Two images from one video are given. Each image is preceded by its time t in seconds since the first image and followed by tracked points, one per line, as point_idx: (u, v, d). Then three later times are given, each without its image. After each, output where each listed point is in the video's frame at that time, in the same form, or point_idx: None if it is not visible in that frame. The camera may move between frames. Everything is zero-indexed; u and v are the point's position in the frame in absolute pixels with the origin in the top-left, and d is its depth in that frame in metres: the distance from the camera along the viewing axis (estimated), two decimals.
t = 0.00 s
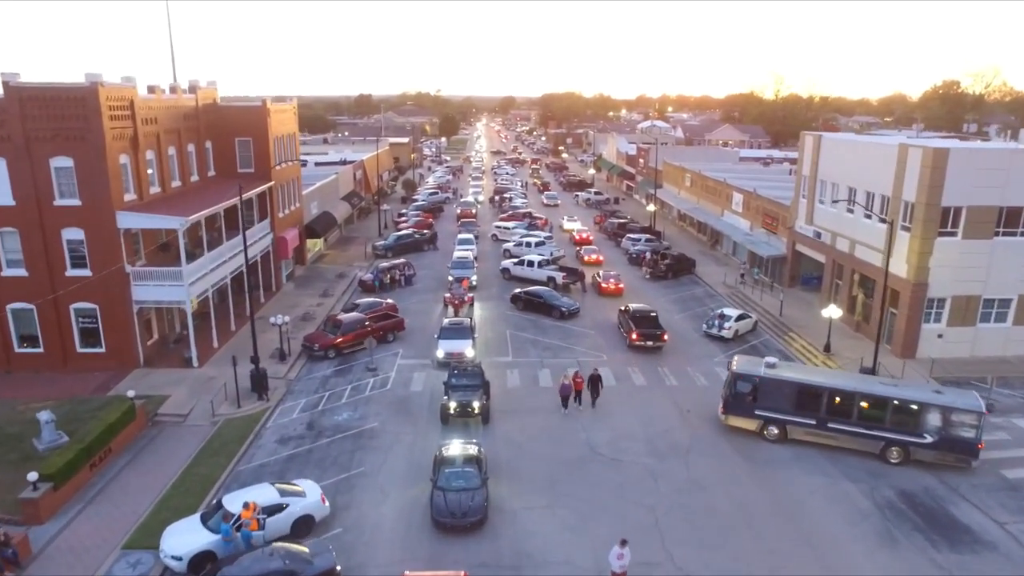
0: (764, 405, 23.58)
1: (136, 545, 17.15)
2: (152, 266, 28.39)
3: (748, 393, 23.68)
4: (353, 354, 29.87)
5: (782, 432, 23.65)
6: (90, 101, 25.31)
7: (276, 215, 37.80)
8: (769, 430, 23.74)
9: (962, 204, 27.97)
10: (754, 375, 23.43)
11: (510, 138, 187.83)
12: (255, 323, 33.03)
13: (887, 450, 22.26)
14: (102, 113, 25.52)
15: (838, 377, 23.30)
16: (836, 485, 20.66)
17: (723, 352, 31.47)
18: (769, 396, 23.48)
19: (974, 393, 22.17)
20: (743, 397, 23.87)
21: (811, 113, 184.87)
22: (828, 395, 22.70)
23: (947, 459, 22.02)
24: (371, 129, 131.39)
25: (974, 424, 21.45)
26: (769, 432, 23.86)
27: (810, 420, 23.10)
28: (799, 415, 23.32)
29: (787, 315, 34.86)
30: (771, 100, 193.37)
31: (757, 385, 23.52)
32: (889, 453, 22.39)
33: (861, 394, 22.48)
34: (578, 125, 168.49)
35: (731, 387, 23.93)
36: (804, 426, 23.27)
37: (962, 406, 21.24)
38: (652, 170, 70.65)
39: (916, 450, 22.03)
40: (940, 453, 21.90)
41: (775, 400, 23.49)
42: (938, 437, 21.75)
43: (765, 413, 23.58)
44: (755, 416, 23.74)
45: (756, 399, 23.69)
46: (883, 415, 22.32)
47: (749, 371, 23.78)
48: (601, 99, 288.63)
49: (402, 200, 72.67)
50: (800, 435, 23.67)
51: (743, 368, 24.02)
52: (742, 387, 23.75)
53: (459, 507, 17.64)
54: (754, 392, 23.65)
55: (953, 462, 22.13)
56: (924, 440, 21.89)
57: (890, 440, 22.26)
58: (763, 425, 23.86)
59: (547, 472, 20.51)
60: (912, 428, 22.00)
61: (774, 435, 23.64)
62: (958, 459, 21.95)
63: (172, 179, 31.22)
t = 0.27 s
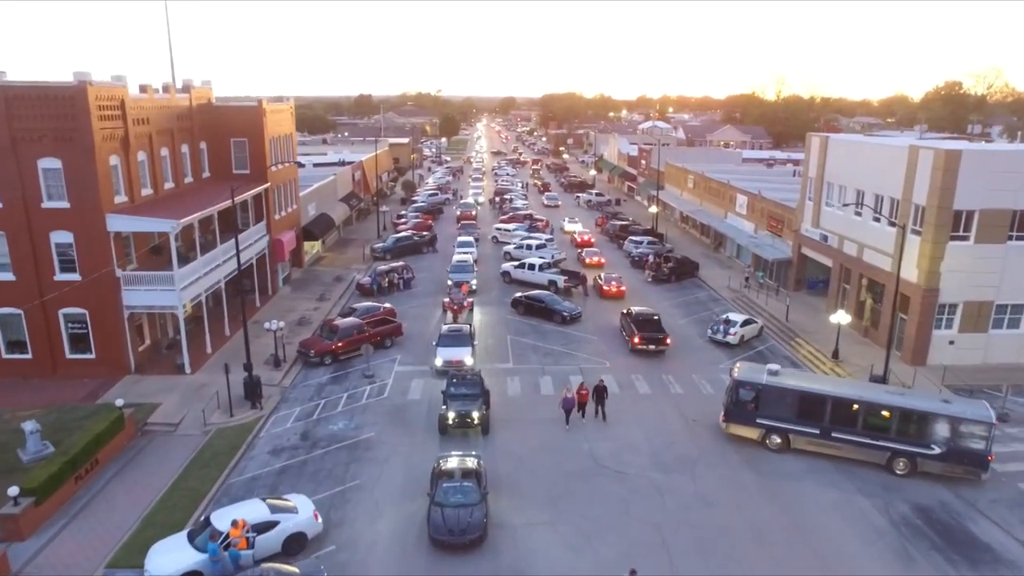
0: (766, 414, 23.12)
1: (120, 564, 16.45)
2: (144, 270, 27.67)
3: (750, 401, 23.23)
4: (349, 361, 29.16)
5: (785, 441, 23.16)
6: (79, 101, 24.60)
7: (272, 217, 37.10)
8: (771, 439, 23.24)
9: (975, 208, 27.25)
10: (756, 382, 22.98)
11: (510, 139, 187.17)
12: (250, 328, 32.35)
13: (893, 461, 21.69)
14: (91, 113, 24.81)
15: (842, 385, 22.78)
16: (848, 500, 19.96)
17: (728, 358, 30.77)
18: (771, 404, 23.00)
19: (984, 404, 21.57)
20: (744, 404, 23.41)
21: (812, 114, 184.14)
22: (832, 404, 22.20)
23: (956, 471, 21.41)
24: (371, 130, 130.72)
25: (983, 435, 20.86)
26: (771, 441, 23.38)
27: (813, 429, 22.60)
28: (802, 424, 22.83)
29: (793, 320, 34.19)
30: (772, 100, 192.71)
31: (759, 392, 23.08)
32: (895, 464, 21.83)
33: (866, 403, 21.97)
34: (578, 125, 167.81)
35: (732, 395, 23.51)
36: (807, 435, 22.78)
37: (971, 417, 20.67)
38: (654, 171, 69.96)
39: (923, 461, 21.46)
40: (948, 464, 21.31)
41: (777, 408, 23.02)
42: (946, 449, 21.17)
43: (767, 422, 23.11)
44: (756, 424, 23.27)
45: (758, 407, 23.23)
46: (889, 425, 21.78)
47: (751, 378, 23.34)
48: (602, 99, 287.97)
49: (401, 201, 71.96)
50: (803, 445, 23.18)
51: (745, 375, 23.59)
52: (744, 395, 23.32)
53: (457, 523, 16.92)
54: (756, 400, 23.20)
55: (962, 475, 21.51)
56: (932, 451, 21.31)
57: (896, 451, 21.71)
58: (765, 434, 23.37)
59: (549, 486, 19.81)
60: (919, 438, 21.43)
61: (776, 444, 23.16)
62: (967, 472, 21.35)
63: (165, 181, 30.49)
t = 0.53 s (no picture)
0: (769, 422, 22.49)
1: None
2: (135, 275, 26.98)
3: (753, 409, 22.60)
4: (346, 367, 28.46)
5: (789, 451, 22.54)
6: (67, 101, 23.91)
7: (268, 219, 36.40)
8: (775, 448, 22.62)
9: (989, 210, 26.53)
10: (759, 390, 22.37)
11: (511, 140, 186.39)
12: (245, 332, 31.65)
13: (900, 473, 21.08)
14: (80, 113, 24.12)
15: (848, 394, 22.17)
16: (862, 514, 19.22)
17: (734, 364, 30.03)
18: (775, 413, 22.38)
19: (995, 414, 20.95)
20: (747, 413, 22.80)
21: (814, 114, 183.15)
22: (838, 413, 21.60)
23: (966, 484, 20.78)
24: (371, 130, 129.95)
25: (994, 446, 20.23)
26: (775, 450, 22.76)
27: (818, 439, 21.98)
28: (806, 433, 22.21)
29: (799, 324, 33.46)
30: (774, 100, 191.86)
31: (763, 400, 22.46)
32: (903, 476, 21.20)
33: (873, 412, 21.36)
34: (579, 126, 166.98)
35: (735, 403, 22.88)
36: (812, 444, 22.16)
37: (982, 427, 20.05)
38: (656, 172, 69.26)
39: (932, 472, 20.84)
40: (958, 476, 20.68)
41: (781, 416, 22.40)
42: (955, 460, 20.54)
43: (771, 431, 22.49)
44: (760, 433, 22.64)
45: (761, 415, 22.61)
46: (897, 435, 21.16)
47: (754, 386, 22.74)
48: (603, 99, 287.35)
49: (401, 203, 71.22)
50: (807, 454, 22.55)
51: (747, 383, 22.99)
52: (747, 403, 22.70)
53: (457, 541, 16.22)
54: (759, 408, 22.58)
55: (972, 487, 20.87)
56: (941, 463, 20.69)
57: (904, 462, 21.09)
58: (768, 443, 22.73)
59: (551, 501, 19.08)
60: (927, 449, 20.82)
61: (780, 454, 22.54)
62: (978, 484, 20.71)
63: (158, 183, 29.79)
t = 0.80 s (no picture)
0: (771, 432, 21.90)
1: None
2: (124, 280, 26.23)
3: (755, 418, 22.05)
4: (341, 375, 27.72)
5: (792, 461, 21.92)
6: (52, 101, 23.16)
7: (263, 222, 35.66)
8: (777, 458, 22.02)
9: (1001, 214, 25.82)
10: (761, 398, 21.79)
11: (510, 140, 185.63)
12: (238, 338, 30.94)
13: (907, 485, 20.43)
14: (66, 113, 23.37)
15: (853, 403, 21.56)
16: (876, 532, 18.48)
17: (740, 371, 29.29)
18: (777, 422, 21.79)
19: (1006, 425, 20.26)
20: (749, 421, 22.22)
21: (814, 114, 182.48)
22: (842, 422, 21.02)
23: (976, 497, 20.07)
24: (370, 131, 129.13)
25: (1005, 458, 19.54)
26: (777, 460, 22.15)
27: (822, 449, 21.37)
28: (810, 443, 21.61)
29: (805, 330, 32.76)
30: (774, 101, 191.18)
31: (765, 409, 21.91)
32: (909, 488, 20.55)
33: (878, 422, 20.74)
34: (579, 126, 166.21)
35: (737, 411, 22.34)
36: (815, 455, 21.55)
37: (992, 439, 19.37)
38: (657, 173, 68.55)
39: (940, 485, 20.17)
40: (967, 489, 20.00)
41: (784, 426, 21.80)
42: (964, 473, 19.87)
43: (773, 440, 21.89)
44: (761, 443, 22.05)
45: (763, 425, 22.02)
46: (903, 447, 20.52)
47: (756, 394, 22.19)
48: (602, 99, 287.23)
49: (399, 204, 70.45)
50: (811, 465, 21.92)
51: (749, 391, 22.45)
52: (749, 411, 22.14)
53: (455, 562, 15.49)
54: (761, 417, 22.02)
55: (982, 501, 20.17)
56: (949, 475, 20.03)
57: (911, 474, 20.44)
58: (770, 453, 22.13)
59: (553, 517, 18.33)
60: (935, 461, 20.17)
61: (782, 464, 21.93)
62: (988, 498, 20.02)
63: (148, 185, 29.03)
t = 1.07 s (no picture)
0: (773, 442, 21.32)
1: None
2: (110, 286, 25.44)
3: (756, 427, 21.49)
4: (334, 383, 26.95)
5: (794, 472, 21.33)
6: (33, 101, 22.35)
7: (255, 225, 34.86)
8: (779, 469, 21.43)
9: (1013, 216, 25.16)
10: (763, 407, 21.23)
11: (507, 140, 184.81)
12: (229, 344, 30.15)
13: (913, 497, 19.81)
14: (47, 114, 22.56)
15: (858, 412, 20.98)
16: (889, 549, 17.80)
17: (743, 378, 28.58)
18: (779, 431, 21.22)
19: (1016, 436, 19.63)
20: (750, 431, 21.64)
21: (811, 114, 182.00)
22: (846, 432, 20.44)
23: (984, 511, 19.43)
24: (365, 131, 128.15)
25: (1015, 471, 18.90)
26: (779, 471, 21.57)
27: (825, 460, 20.78)
28: (812, 453, 21.02)
29: (809, 334, 32.11)
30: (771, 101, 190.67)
31: (767, 418, 21.34)
32: (916, 501, 19.93)
33: (883, 432, 20.16)
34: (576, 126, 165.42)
35: (737, 420, 21.78)
36: (818, 465, 20.97)
37: (1001, 451, 18.75)
38: (656, 174, 67.84)
39: (947, 498, 19.55)
40: (975, 503, 19.37)
41: (786, 436, 21.22)
42: (973, 485, 19.24)
43: (774, 451, 21.31)
44: (763, 453, 21.46)
45: (765, 434, 21.44)
46: (909, 458, 19.92)
47: (757, 403, 21.64)
48: (599, 99, 286.77)
49: (395, 205, 69.58)
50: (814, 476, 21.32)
51: (750, 400, 21.88)
52: (750, 420, 21.58)
53: None
54: (763, 426, 21.45)
55: (991, 515, 19.53)
56: (956, 488, 19.42)
57: (917, 486, 19.84)
58: (772, 463, 21.55)
59: (554, 535, 17.58)
60: (942, 473, 19.55)
61: (784, 475, 21.34)
62: (997, 511, 19.38)
63: (136, 187, 28.22)
